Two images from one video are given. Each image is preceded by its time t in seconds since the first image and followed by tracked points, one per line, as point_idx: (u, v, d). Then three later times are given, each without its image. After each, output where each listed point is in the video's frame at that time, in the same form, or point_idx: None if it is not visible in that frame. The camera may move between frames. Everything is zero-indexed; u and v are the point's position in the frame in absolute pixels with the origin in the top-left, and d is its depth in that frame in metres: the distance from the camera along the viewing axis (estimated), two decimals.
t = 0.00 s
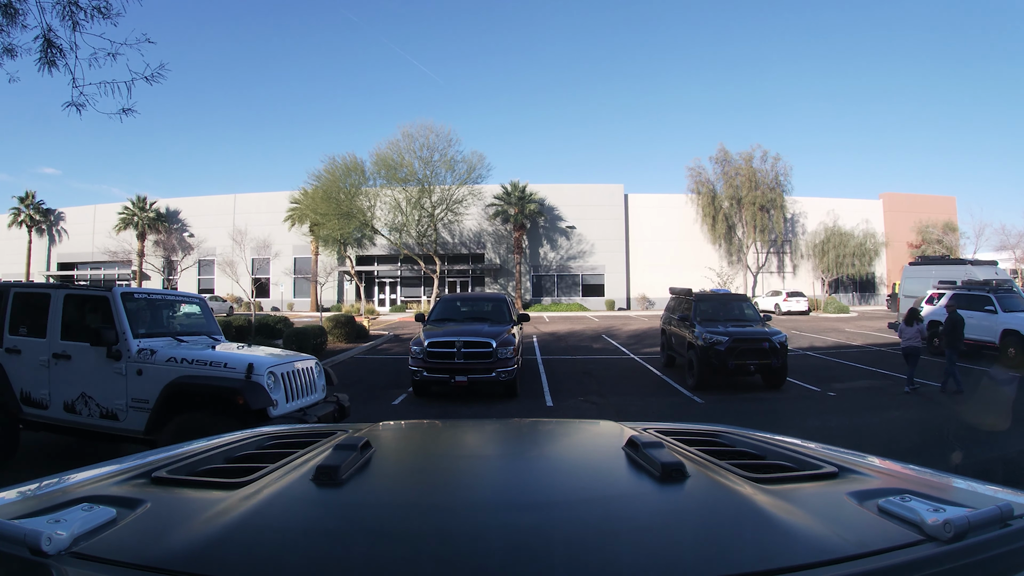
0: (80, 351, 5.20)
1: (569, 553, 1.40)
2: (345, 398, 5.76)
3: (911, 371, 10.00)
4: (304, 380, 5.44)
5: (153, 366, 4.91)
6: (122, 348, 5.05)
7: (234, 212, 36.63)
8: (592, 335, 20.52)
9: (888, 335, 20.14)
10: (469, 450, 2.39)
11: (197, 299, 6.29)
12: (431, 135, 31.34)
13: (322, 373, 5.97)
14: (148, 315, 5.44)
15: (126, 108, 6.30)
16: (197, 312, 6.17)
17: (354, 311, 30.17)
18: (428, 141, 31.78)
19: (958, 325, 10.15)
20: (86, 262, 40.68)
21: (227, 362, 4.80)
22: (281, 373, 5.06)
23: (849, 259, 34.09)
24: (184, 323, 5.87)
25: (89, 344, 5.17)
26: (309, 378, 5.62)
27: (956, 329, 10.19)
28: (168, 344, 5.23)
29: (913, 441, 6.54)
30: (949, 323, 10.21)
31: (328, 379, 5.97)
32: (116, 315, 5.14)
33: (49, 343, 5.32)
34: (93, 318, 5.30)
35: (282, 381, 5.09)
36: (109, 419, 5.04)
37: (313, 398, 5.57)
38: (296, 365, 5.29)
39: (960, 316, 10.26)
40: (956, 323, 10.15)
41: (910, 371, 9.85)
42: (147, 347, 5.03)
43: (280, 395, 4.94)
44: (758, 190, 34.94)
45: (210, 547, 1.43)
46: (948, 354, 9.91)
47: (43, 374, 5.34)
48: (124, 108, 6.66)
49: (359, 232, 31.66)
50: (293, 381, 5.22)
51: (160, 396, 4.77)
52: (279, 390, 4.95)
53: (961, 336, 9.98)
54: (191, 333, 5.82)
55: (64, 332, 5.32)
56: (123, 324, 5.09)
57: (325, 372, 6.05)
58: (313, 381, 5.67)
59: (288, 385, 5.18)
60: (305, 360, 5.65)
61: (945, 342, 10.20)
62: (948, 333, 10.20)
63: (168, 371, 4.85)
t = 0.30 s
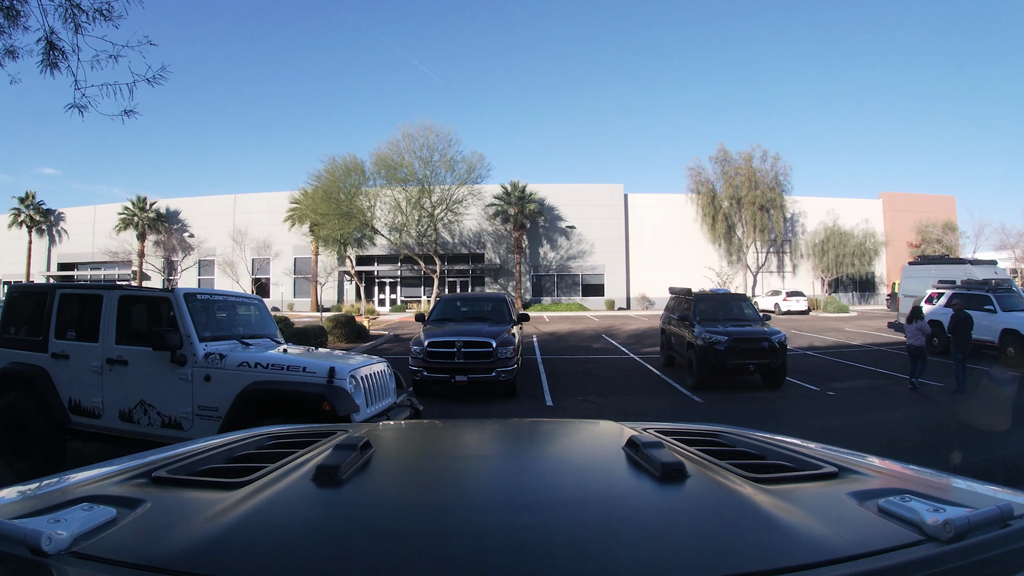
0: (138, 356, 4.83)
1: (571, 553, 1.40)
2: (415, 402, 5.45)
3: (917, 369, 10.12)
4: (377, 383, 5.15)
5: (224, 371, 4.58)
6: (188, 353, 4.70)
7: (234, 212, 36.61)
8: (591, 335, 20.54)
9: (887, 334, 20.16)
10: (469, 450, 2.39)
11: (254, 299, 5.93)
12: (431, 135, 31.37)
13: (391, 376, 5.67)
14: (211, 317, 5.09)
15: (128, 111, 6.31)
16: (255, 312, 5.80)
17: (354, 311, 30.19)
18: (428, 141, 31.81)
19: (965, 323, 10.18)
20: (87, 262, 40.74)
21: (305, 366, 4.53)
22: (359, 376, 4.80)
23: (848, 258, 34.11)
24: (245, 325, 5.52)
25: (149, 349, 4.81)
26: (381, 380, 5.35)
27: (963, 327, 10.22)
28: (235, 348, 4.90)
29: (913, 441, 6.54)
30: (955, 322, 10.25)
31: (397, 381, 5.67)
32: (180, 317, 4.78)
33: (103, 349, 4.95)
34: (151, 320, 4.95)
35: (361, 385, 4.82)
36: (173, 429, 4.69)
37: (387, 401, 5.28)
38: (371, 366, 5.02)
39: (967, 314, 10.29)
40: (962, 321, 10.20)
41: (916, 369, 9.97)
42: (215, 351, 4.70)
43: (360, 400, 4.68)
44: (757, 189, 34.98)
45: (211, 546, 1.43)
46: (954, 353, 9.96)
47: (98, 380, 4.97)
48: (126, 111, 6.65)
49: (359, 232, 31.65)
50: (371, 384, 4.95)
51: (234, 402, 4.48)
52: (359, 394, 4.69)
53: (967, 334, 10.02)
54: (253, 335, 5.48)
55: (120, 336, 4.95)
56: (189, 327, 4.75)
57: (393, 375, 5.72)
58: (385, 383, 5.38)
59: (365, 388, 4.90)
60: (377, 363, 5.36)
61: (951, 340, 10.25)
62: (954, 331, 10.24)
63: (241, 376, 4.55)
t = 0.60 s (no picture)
0: (202, 359, 4.56)
1: (572, 553, 1.40)
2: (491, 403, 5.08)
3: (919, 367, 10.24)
4: (455, 386, 4.81)
5: (298, 375, 4.33)
6: (259, 356, 4.44)
7: (233, 213, 36.54)
8: (591, 335, 20.57)
9: (886, 333, 20.18)
10: (468, 450, 2.39)
11: (314, 297, 5.73)
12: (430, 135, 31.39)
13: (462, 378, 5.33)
14: (277, 318, 4.84)
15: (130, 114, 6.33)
16: (314, 313, 5.54)
17: (354, 311, 30.19)
18: (427, 141, 31.83)
19: (971, 322, 10.23)
20: (87, 263, 40.73)
21: (387, 368, 4.26)
22: (441, 378, 4.50)
23: (848, 258, 34.12)
24: (308, 326, 5.30)
25: (215, 352, 4.54)
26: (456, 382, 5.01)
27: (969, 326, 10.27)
28: (305, 351, 4.64)
29: (910, 441, 6.56)
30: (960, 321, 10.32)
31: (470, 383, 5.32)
32: (249, 319, 4.54)
33: (161, 352, 4.67)
34: (214, 322, 4.68)
35: (444, 387, 4.50)
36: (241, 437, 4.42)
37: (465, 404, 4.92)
38: (450, 367, 4.70)
39: (973, 313, 10.34)
40: (967, 320, 10.26)
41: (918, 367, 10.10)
42: (288, 354, 4.44)
43: (445, 403, 4.37)
44: (756, 189, 35.01)
45: (213, 547, 1.43)
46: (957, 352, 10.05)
47: (155, 386, 4.69)
48: (127, 113, 6.65)
49: (358, 232, 31.59)
50: (451, 386, 4.64)
51: (311, 409, 4.22)
52: (444, 397, 4.38)
53: (973, 334, 10.07)
54: (319, 338, 5.23)
55: (181, 339, 4.68)
56: (258, 329, 4.51)
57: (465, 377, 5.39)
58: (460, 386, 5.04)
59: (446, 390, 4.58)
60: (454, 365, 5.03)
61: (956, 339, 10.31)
62: (959, 330, 10.31)
63: (318, 379, 4.28)
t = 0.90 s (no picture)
0: (265, 362, 4.34)
1: (573, 554, 1.40)
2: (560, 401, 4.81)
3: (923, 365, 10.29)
4: (525, 384, 4.56)
5: (372, 378, 4.04)
6: (328, 358, 4.18)
7: (231, 212, 36.45)
8: (588, 335, 20.60)
9: (882, 333, 20.23)
10: (467, 450, 2.40)
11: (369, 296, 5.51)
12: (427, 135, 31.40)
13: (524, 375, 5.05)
14: (342, 318, 4.62)
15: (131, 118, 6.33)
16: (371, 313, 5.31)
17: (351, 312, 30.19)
18: (425, 141, 31.83)
19: (975, 320, 10.30)
20: (85, 263, 40.62)
21: (467, 369, 3.97)
22: (518, 378, 4.23)
23: (845, 258, 34.20)
24: (369, 326, 5.10)
25: (281, 354, 4.32)
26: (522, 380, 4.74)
27: (973, 324, 10.32)
28: (375, 352, 4.39)
29: (904, 440, 6.58)
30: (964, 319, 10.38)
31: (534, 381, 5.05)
32: (316, 319, 4.33)
33: (220, 355, 4.45)
34: (275, 322, 4.46)
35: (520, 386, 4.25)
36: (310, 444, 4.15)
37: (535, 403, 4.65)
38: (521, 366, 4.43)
39: (977, 312, 10.39)
40: (971, 319, 10.32)
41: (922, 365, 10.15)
42: (359, 356, 4.17)
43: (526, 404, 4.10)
44: (754, 189, 35.08)
45: (214, 547, 1.43)
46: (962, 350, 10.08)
47: (213, 391, 4.46)
48: (129, 116, 6.65)
49: (356, 232, 31.55)
50: (525, 385, 4.37)
51: (388, 414, 3.91)
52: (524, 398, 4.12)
53: (977, 332, 10.12)
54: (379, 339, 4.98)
55: (241, 340, 4.47)
56: (327, 330, 4.27)
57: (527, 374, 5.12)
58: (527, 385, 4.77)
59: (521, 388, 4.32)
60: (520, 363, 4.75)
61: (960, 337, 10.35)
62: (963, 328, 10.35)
63: (391, 382, 3.99)
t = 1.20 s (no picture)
0: (328, 362, 4.22)
1: (576, 554, 1.40)
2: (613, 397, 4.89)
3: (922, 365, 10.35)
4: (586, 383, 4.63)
5: (445, 379, 3.99)
6: (398, 358, 4.07)
7: (228, 212, 36.39)
8: (585, 334, 20.64)
9: (876, 333, 20.32)
10: (466, 451, 2.39)
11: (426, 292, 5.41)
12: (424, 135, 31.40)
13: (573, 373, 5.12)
14: (408, 317, 4.50)
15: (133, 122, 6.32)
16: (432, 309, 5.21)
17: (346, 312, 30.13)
18: (421, 141, 31.84)
19: (973, 321, 10.35)
20: (81, 262, 40.49)
21: (544, 369, 4.02)
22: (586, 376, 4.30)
23: (841, 258, 34.31)
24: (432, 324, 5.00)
25: (347, 355, 4.21)
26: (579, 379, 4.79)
27: (971, 324, 10.38)
28: (444, 352, 4.31)
29: (894, 440, 6.62)
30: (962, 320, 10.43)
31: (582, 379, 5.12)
32: (385, 318, 4.21)
33: (279, 357, 4.33)
34: (339, 322, 4.36)
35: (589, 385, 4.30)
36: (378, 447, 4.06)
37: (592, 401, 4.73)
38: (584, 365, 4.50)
39: (975, 312, 10.46)
40: (969, 319, 10.37)
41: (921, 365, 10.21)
42: (429, 356, 4.09)
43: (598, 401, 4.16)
44: (750, 190, 35.19)
45: (215, 548, 1.42)
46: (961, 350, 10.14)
47: (271, 393, 4.33)
48: (130, 120, 6.62)
49: (353, 232, 31.49)
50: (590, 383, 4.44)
51: (462, 413, 3.88)
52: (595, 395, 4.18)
53: (975, 332, 10.17)
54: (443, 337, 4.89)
55: (301, 341, 4.36)
56: (395, 330, 4.15)
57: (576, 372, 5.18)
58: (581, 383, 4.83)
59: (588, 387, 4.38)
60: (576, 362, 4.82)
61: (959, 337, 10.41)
62: (962, 328, 10.41)
63: (469, 383, 3.95)
